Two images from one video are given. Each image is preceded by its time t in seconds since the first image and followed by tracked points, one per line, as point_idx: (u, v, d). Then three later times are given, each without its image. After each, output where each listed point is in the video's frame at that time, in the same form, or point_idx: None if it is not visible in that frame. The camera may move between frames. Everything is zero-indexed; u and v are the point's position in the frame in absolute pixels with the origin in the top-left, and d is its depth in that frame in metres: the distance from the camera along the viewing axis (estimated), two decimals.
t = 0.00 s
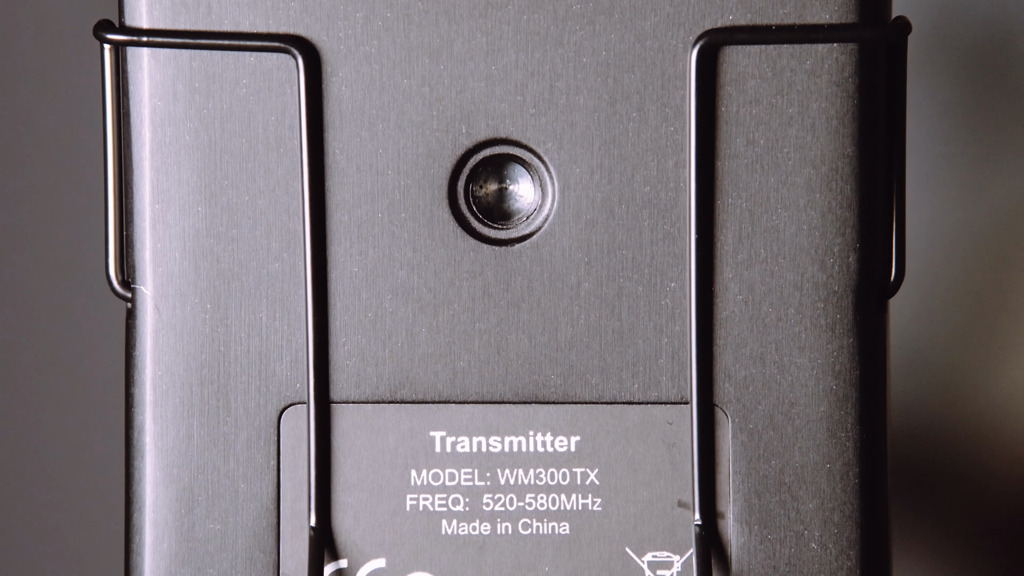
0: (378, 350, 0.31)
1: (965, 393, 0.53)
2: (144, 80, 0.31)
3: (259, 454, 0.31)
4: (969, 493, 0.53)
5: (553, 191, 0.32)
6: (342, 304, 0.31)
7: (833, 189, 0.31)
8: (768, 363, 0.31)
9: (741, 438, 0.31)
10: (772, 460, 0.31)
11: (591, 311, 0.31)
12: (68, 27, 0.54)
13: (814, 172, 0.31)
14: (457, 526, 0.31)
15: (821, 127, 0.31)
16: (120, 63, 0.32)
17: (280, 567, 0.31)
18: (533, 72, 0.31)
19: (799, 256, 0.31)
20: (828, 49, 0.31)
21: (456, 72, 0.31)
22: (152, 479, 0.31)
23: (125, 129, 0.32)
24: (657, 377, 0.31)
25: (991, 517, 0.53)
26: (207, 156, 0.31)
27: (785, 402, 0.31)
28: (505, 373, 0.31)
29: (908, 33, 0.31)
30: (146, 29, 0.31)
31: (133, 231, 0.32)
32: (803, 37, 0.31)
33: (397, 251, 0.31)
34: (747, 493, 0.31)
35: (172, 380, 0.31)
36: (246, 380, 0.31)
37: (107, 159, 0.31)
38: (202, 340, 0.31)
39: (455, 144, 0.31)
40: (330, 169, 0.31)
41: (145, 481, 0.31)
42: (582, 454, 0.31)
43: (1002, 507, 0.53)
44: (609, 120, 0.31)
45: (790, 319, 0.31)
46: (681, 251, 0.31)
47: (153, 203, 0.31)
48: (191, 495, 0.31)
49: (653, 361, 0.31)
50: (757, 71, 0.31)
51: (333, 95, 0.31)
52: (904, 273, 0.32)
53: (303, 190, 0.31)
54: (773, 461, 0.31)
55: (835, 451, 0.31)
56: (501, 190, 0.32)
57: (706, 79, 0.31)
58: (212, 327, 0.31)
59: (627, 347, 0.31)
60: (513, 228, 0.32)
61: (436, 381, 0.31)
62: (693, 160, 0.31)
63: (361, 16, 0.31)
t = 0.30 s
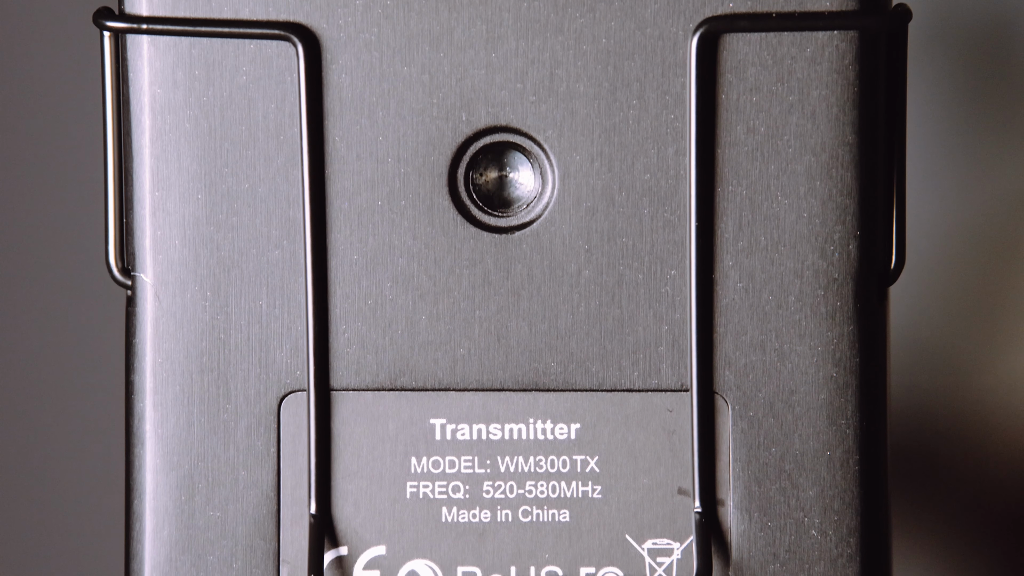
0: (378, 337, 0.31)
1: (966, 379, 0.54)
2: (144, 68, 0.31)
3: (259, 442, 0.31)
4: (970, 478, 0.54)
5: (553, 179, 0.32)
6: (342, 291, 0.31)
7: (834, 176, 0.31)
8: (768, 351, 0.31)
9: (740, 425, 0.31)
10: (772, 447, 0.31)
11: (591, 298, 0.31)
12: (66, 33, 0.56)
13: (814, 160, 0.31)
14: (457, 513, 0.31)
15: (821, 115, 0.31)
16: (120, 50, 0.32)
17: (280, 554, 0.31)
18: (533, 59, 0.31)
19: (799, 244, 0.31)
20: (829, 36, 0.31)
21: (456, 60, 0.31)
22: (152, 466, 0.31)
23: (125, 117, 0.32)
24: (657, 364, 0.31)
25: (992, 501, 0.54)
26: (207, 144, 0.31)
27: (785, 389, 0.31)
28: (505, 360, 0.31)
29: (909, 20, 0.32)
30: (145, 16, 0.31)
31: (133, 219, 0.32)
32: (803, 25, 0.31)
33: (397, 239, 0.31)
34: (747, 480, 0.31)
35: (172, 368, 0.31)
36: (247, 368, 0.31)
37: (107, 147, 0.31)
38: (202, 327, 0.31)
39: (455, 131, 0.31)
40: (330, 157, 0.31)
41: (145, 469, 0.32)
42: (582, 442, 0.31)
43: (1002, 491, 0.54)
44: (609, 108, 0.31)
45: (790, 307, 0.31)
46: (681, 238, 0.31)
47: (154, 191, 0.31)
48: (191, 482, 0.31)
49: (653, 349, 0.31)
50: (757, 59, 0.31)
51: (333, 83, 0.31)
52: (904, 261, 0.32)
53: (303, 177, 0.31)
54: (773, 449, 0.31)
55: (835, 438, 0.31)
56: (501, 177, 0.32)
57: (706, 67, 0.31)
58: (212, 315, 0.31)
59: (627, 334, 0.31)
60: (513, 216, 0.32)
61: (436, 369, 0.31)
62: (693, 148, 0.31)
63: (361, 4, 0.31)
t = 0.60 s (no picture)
0: (378, 327, 0.31)
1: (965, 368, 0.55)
2: (144, 57, 0.31)
3: (259, 431, 0.31)
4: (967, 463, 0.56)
5: (553, 168, 0.32)
6: (342, 281, 0.31)
7: (834, 165, 0.31)
8: (768, 341, 0.31)
9: (741, 415, 0.31)
10: (773, 436, 0.31)
11: (591, 288, 0.31)
12: (64, 40, 0.58)
13: (815, 149, 0.31)
14: (457, 503, 0.31)
15: (821, 104, 0.31)
16: (120, 40, 0.32)
17: (280, 544, 0.31)
18: (533, 49, 0.31)
19: (799, 233, 0.31)
20: (829, 25, 0.31)
21: (456, 49, 0.31)
22: (152, 456, 0.31)
23: (125, 106, 0.32)
24: (657, 354, 0.31)
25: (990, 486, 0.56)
26: (207, 134, 0.31)
27: (786, 379, 0.31)
28: (505, 350, 0.31)
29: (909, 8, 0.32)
30: (145, 5, 0.31)
31: (133, 208, 0.32)
32: (803, 14, 0.31)
33: (396, 229, 0.31)
34: (747, 470, 0.31)
35: (172, 357, 0.31)
36: (246, 357, 0.31)
37: (107, 136, 0.31)
38: (202, 317, 0.31)
39: (455, 121, 0.31)
40: (330, 146, 0.31)
41: (145, 458, 0.32)
42: (582, 431, 0.31)
43: (1003, 475, 0.55)
44: (609, 97, 0.31)
45: (790, 296, 0.31)
46: (682, 227, 0.31)
47: (154, 180, 0.31)
48: (191, 472, 0.31)
49: (653, 338, 0.31)
50: (757, 48, 0.31)
51: (333, 72, 0.31)
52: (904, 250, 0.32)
53: (303, 167, 0.31)
54: (773, 438, 0.31)
55: (835, 428, 0.31)
56: (501, 167, 0.32)
57: (706, 56, 0.31)
58: (212, 304, 0.31)
59: (627, 324, 0.31)
60: (513, 206, 0.32)
61: (436, 358, 0.31)
62: (693, 137, 0.31)
63: None
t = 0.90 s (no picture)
0: (378, 317, 0.31)
1: (965, 362, 0.56)
2: (143, 46, 0.31)
3: (259, 421, 0.31)
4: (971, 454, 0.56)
5: (553, 158, 0.32)
6: (342, 271, 0.31)
7: (834, 155, 0.31)
8: (768, 331, 0.31)
9: (741, 405, 0.31)
10: (773, 426, 0.31)
11: (591, 278, 0.31)
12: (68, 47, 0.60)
13: (815, 139, 0.31)
14: (457, 492, 0.31)
15: (822, 94, 0.31)
16: (120, 30, 0.32)
17: (280, 533, 0.31)
18: (533, 38, 0.31)
19: (799, 223, 0.31)
20: (829, 15, 0.31)
21: (456, 39, 0.31)
22: (152, 445, 0.31)
23: (125, 96, 0.31)
24: (657, 344, 0.31)
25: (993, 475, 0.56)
26: (207, 124, 0.31)
27: (786, 369, 0.31)
28: (505, 340, 0.31)
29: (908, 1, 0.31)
30: None
31: (133, 198, 0.32)
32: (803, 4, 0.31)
33: (396, 219, 0.31)
34: (748, 460, 0.31)
35: (172, 347, 0.31)
36: (247, 347, 0.31)
37: (107, 126, 0.31)
38: (202, 307, 0.31)
39: (455, 111, 0.31)
40: (329, 136, 0.31)
41: (145, 448, 0.32)
42: (582, 421, 0.31)
43: (1003, 465, 0.56)
44: (609, 87, 0.31)
45: (790, 286, 0.31)
46: (682, 217, 0.31)
47: (154, 170, 0.31)
48: (191, 461, 0.31)
49: (653, 328, 0.31)
50: (758, 38, 0.31)
51: (333, 62, 0.31)
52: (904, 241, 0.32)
53: (303, 156, 0.31)
54: (773, 428, 0.31)
55: (835, 418, 0.31)
56: (501, 157, 0.32)
57: (706, 46, 0.31)
58: (212, 294, 0.31)
59: (627, 314, 0.31)
60: (513, 196, 0.32)
61: (436, 348, 0.31)
62: (693, 127, 0.31)
63: None
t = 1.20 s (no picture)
0: (378, 307, 0.31)
1: (966, 355, 0.56)
2: (143, 37, 0.31)
3: (259, 412, 0.31)
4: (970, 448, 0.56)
5: (553, 149, 0.32)
6: (342, 262, 0.31)
7: (834, 146, 0.31)
8: (768, 321, 0.31)
9: (741, 395, 0.31)
10: (773, 417, 0.31)
11: (591, 269, 0.31)
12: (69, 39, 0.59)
13: (815, 129, 0.31)
14: (457, 483, 0.31)
15: (822, 84, 0.31)
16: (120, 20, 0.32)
17: (280, 524, 0.31)
18: (534, 29, 0.31)
19: (799, 213, 0.31)
20: (829, 6, 0.31)
21: (456, 29, 0.31)
22: (152, 436, 0.31)
23: (124, 86, 0.31)
24: (657, 334, 0.31)
25: (992, 468, 0.56)
26: (206, 114, 0.31)
27: (786, 359, 0.31)
28: (505, 331, 0.31)
29: None
30: None
31: (133, 189, 0.32)
32: None
33: (396, 210, 0.31)
34: (747, 451, 0.31)
35: (172, 337, 0.31)
36: (247, 338, 0.31)
37: (106, 116, 0.31)
38: (202, 297, 0.31)
39: (455, 101, 0.31)
40: (329, 126, 0.31)
41: (145, 439, 0.32)
42: (582, 412, 0.31)
43: (1004, 456, 0.56)
44: (609, 77, 0.31)
45: (790, 276, 0.31)
46: (682, 208, 0.31)
47: (153, 160, 0.31)
48: (191, 452, 0.31)
49: (653, 319, 0.31)
50: (758, 28, 0.31)
51: (333, 52, 0.31)
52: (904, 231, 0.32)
53: (303, 147, 0.31)
54: (773, 419, 0.31)
55: (835, 408, 0.31)
56: (501, 147, 0.32)
57: (706, 37, 0.31)
58: (212, 285, 0.31)
59: (627, 305, 0.31)
60: (513, 186, 0.32)
61: (436, 339, 0.31)
62: (693, 118, 0.31)
63: None
